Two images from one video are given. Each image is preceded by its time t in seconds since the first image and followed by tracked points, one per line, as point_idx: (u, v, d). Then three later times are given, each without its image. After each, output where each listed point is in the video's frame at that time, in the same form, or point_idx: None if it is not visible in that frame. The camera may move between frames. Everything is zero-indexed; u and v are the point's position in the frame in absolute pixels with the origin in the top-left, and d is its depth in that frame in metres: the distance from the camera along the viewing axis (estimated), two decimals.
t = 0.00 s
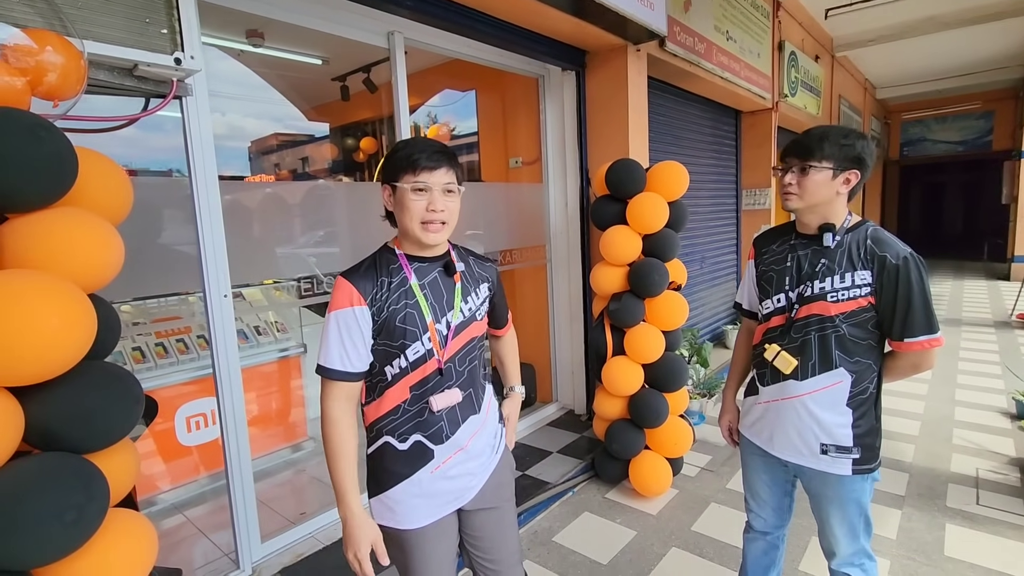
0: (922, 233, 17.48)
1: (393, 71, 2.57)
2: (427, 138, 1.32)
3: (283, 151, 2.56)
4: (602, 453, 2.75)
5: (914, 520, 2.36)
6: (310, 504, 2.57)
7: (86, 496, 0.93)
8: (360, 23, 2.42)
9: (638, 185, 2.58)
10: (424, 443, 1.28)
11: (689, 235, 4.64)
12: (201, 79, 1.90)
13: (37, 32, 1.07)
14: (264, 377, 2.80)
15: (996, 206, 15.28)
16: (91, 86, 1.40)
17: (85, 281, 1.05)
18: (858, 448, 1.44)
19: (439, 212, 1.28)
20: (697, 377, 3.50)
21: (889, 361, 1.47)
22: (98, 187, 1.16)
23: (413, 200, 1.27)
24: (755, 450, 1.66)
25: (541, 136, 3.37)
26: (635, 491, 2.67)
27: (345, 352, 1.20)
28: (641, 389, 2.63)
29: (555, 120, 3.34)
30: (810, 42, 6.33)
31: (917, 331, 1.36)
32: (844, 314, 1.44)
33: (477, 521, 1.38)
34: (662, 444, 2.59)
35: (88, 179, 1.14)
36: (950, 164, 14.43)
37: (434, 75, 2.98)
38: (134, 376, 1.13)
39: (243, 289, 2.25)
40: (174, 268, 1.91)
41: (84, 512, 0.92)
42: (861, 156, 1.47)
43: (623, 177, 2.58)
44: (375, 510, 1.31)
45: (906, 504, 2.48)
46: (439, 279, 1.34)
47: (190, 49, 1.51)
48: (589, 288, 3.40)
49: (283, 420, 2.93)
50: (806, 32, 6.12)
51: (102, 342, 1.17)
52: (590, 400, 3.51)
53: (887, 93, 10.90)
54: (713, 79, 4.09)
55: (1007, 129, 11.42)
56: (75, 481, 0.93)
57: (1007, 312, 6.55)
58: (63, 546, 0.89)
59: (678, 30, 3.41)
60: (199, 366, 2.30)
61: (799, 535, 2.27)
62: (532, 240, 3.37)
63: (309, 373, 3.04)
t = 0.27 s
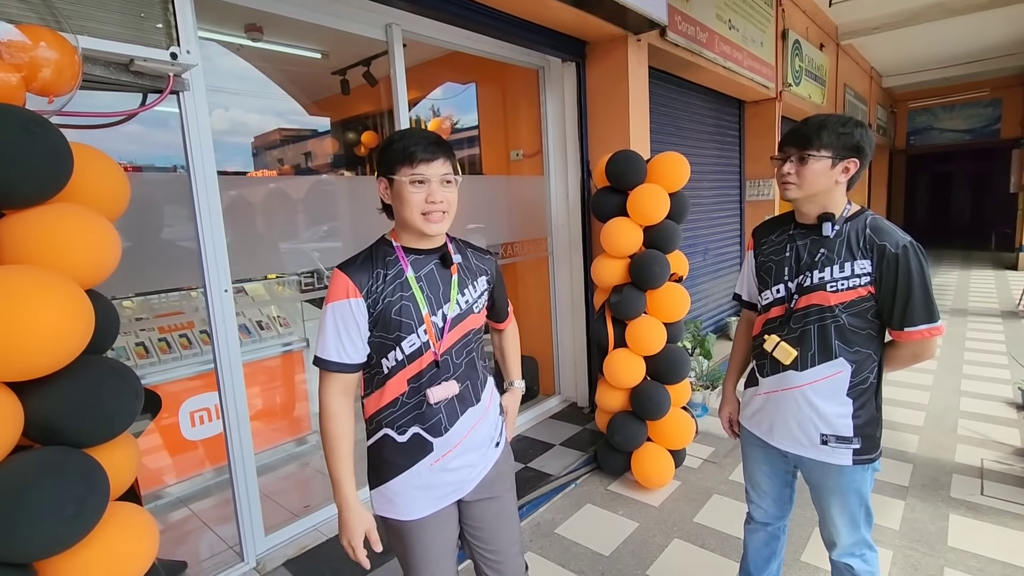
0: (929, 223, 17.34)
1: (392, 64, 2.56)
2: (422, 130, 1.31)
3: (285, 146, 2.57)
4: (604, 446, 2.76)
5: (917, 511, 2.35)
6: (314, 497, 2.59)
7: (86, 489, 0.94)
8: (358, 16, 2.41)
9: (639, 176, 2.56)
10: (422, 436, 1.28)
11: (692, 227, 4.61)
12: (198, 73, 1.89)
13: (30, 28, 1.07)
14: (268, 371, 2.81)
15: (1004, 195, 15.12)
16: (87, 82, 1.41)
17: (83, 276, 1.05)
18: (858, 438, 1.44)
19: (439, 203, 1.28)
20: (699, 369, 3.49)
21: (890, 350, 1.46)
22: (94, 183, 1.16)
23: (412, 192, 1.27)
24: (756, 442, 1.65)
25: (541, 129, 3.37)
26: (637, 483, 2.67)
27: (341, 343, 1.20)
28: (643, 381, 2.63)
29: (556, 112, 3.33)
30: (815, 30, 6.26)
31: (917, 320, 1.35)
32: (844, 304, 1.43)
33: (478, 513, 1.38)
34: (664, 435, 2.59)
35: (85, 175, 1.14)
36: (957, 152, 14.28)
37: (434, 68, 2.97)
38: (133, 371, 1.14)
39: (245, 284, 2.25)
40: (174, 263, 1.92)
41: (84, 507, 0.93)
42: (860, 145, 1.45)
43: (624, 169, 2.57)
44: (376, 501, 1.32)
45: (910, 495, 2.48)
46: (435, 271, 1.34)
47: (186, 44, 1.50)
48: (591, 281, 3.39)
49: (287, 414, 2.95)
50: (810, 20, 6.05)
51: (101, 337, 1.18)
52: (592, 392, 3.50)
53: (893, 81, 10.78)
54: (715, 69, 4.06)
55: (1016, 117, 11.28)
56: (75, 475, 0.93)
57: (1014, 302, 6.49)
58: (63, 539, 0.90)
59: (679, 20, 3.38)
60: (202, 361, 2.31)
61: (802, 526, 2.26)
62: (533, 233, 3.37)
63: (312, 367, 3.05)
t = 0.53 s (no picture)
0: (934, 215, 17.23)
1: (391, 57, 2.54)
2: (432, 122, 1.30)
3: (286, 142, 2.54)
4: (607, 440, 2.76)
5: (921, 504, 2.34)
6: (318, 492, 2.59)
7: (87, 486, 0.94)
8: (357, 9, 2.39)
9: (640, 169, 2.55)
10: (424, 429, 1.28)
11: (694, 220, 4.59)
12: (197, 67, 1.88)
13: (26, 23, 1.06)
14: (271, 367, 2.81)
15: (1010, 186, 15.01)
16: (84, 76, 1.40)
17: (81, 272, 1.05)
18: (861, 430, 1.43)
19: (446, 195, 1.27)
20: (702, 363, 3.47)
21: (893, 343, 1.45)
22: (92, 178, 1.15)
23: (420, 183, 1.26)
24: (758, 435, 1.65)
25: (542, 122, 3.34)
26: (640, 477, 2.67)
27: (345, 331, 1.20)
28: (646, 375, 2.62)
29: (557, 105, 3.29)
30: (819, 21, 6.20)
31: (920, 313, 1.34)
32: (847, 297, 1.42)
33: (481, 507, 1.37)
34: (666, 429, 2.59)
35: (84, 171, 1.14)
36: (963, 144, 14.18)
37: (435, 61, 2.95)
38: (134, 368, 1.13)
39: (246, 279, 2.25)
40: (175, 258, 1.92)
41: (84, 503, 0.93)
42: (864, 136, 1.44)
43: (625, 162, 2.55)
44: (378, 495, 1.32)
45: (913, 488, 2.47)
46: (442, 263, 1.33)
47: (184, 38, 1.49)
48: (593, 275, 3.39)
49: (290, 409, 2.96)
50: (814, 10, 6.00)
51: (100, 333, 1.17)
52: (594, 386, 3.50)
53: (898, 72, 10.69)
54: (718, 61, 4.02)
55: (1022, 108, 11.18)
56: (76, 472, 0.93)
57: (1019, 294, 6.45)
58: (64, 535, 0.90)
59: (681, 11, 3.35)
60: (205, 356, 2.31)
61: (805, 520, 2.26)
62: (534, 227, 3.36)
63: (315, 362, 3.05)
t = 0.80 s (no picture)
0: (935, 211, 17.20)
1: (391, 54, 2.53)
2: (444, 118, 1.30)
3: (287, 139, 2.55)
4: (609, 436, 2.76)
5: (924, 499, 2.34)
6: (320, 490, 2.59)
7: (90, 485, 0.94)
8: (357, 5, 2.38)
9: (642, 165, 2.54)
10: (435, 423, 1.28)
11: (695, 216, 4.59)
12: (196, 64, 1.87)
13: (25, 20, 1.05)
14: (273, 364, 2.81)
15: (1011, 181, 14.97)
16: (84, 74, 1.40)
17: (81, 271, 1.04)
18: (865, 426, 1.43)
19: (456, 190, 1.27)
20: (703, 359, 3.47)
21: (896, 338, 1.44)
22: (92, 176, 1.14)
23: (430, 178, 1.26)
24: (761, 431, 1.64)
25: (543, 119, 3.34)
26: (642, 473, 2.67)
27: (353, 323, 1.20)
28: (648, 371, 2.62)
29: (558, 101, 3.28)
30: (820, 16, 6.18)
31: (924, 309, 1.33)
32: (851, 292, 1.41)
33: (488, 505, 1.37)
34: (668, 426, 2.58)
35: (84, 169, 1.13)
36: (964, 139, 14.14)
37: (435, 57, 2.94)
38: (135, 366, 1.13)
39: (248, 278, 2.23)
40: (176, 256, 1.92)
41: (87, 501, 0.93)
42: (868, 130, 1.43)
43: (627, 157, 2.54)
44: (385, 491, 1.33)
45: (916, 483, 2.47)
46: (452, 258, 1.33)
47: (183, 34, 1.49)
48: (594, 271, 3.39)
49: (292, 407, 2.96)
50: (815, 5, 5.97)
51: (102, 331, 1.17)
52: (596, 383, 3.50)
53: (899, 67, 10.65)
54: (719, 56, 4.01)
55: None
56: (79, 470, 0.93)
57: (1021, 289, 6.44)
58: (68, 534, 0.90)
59: (682, 6, 3.34)
60: (207, 354, 2.31)
61: (807, 516, 2.26)
62: (535, 224, 3.36)
63: (317, 360, 3.05)
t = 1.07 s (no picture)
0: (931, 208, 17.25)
1: (388, 52, 2.52)
2: (451, 116, 1.29)
3: (283, 138, 2.53)
4: (608, 435, 2.76)
5: (922, 496, 2.35)
6: (319, 490, 2.58)
7: (85, 488, 0.93)
8: (353, 3, 2.37)
9: (640, 163, 2.54)
10: (445, 424, 1.27)
11: (693, 214, 4.59)
12: (190, 63, 1.85)
13: (17, 18, 1.04)
14: (271, 364, 2.80)
15: (1007, 178, 15.02)
16: (77, 73, 1.39)
17: (75, 272, 1.03)
18: (863, 425, 1.43)
19: (464, 189, 1.26)
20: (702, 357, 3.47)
21: (895, 336, 1.45)
22: (86, 176, 1.13)
23: (438, 177, 1.25)
24: (759, 430, 1.64)
25: (540, 118, 3.34)
26: (641, 472, 2.67)
27: (362, 323, 1.18)
28: (646, 370, 2.62)
29: (555, 100, 3.28)
30: (816, 13, 6.18)
31: (923, 307, 1.33)
32: (849, 291, 1.41)
33: (491, 506, 1.37)
34: (667, 424, 2.58)
35: (78, 170, 1.12)
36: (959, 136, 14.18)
37: (432, 55, 2.93)
38: (130, 367, 1.12)
39: (245, 278, 2.25)
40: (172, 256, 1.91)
41: (84, 504, 0.92)
42: (865, 128, 1.43)
43: (625, 156, 2.54)
44: (391, 492, 1.32)
45: (914, 480, 2.47)
46: (460, 257, 1.33)
47: (177, 32, 1.47)
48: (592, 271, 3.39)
49: (290, 406, 2.95)
50: (812, 3, 5.98)
51: (98, 332, 1.17)
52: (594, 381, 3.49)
53: (895, 65, 10.66)
54: (717, 54, 4.00)
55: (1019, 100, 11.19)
56: (74, 473, 0.93)
57: (1017, 286, 6.46)
58: (64, 537, 0.89)
59: (679, 3, 3.34)
60: (204, 355, 2.30)
61: (806, 514, 2.26)
62: (532, 222, 3.35)
63: (314, 360, 3.04)
